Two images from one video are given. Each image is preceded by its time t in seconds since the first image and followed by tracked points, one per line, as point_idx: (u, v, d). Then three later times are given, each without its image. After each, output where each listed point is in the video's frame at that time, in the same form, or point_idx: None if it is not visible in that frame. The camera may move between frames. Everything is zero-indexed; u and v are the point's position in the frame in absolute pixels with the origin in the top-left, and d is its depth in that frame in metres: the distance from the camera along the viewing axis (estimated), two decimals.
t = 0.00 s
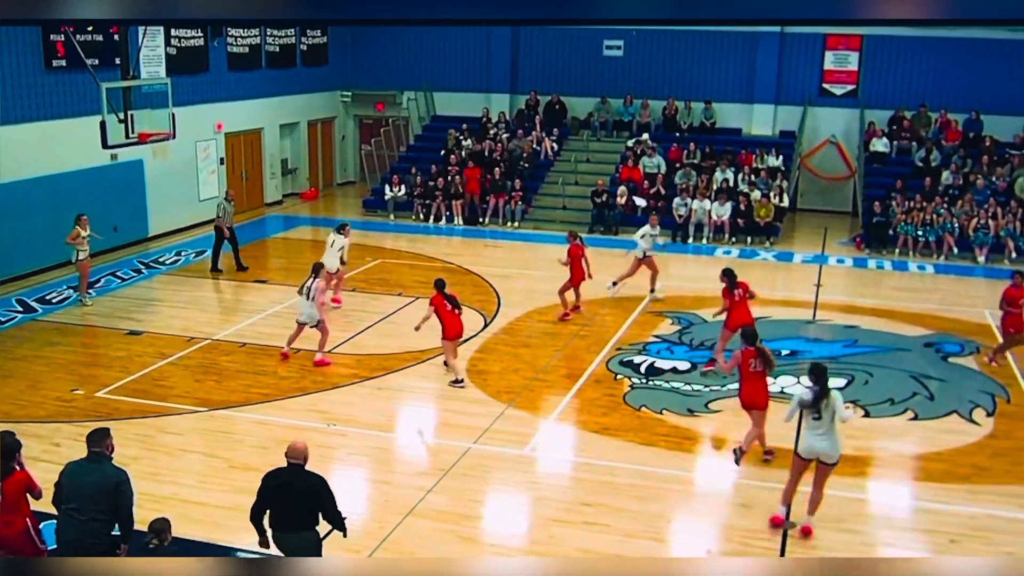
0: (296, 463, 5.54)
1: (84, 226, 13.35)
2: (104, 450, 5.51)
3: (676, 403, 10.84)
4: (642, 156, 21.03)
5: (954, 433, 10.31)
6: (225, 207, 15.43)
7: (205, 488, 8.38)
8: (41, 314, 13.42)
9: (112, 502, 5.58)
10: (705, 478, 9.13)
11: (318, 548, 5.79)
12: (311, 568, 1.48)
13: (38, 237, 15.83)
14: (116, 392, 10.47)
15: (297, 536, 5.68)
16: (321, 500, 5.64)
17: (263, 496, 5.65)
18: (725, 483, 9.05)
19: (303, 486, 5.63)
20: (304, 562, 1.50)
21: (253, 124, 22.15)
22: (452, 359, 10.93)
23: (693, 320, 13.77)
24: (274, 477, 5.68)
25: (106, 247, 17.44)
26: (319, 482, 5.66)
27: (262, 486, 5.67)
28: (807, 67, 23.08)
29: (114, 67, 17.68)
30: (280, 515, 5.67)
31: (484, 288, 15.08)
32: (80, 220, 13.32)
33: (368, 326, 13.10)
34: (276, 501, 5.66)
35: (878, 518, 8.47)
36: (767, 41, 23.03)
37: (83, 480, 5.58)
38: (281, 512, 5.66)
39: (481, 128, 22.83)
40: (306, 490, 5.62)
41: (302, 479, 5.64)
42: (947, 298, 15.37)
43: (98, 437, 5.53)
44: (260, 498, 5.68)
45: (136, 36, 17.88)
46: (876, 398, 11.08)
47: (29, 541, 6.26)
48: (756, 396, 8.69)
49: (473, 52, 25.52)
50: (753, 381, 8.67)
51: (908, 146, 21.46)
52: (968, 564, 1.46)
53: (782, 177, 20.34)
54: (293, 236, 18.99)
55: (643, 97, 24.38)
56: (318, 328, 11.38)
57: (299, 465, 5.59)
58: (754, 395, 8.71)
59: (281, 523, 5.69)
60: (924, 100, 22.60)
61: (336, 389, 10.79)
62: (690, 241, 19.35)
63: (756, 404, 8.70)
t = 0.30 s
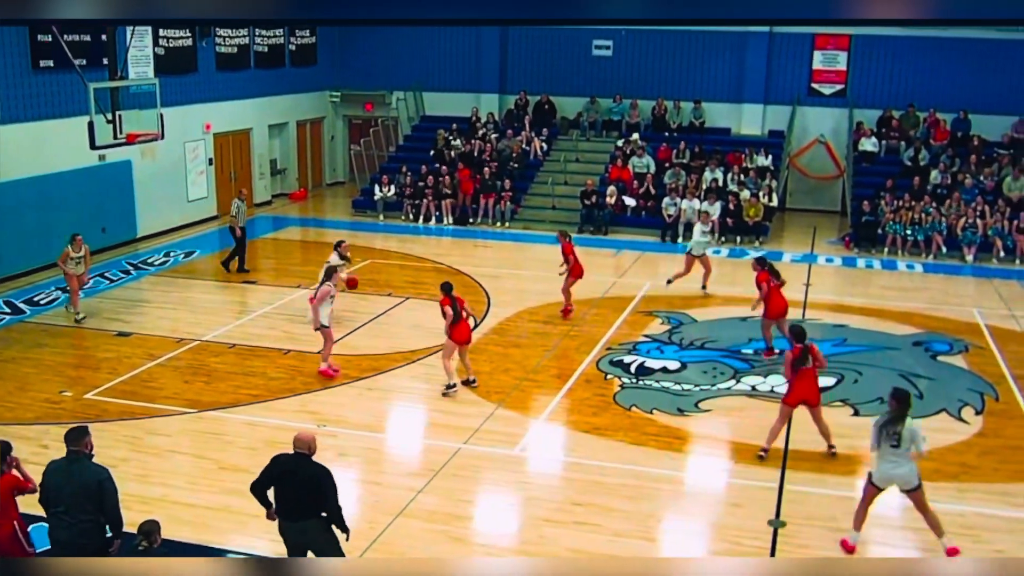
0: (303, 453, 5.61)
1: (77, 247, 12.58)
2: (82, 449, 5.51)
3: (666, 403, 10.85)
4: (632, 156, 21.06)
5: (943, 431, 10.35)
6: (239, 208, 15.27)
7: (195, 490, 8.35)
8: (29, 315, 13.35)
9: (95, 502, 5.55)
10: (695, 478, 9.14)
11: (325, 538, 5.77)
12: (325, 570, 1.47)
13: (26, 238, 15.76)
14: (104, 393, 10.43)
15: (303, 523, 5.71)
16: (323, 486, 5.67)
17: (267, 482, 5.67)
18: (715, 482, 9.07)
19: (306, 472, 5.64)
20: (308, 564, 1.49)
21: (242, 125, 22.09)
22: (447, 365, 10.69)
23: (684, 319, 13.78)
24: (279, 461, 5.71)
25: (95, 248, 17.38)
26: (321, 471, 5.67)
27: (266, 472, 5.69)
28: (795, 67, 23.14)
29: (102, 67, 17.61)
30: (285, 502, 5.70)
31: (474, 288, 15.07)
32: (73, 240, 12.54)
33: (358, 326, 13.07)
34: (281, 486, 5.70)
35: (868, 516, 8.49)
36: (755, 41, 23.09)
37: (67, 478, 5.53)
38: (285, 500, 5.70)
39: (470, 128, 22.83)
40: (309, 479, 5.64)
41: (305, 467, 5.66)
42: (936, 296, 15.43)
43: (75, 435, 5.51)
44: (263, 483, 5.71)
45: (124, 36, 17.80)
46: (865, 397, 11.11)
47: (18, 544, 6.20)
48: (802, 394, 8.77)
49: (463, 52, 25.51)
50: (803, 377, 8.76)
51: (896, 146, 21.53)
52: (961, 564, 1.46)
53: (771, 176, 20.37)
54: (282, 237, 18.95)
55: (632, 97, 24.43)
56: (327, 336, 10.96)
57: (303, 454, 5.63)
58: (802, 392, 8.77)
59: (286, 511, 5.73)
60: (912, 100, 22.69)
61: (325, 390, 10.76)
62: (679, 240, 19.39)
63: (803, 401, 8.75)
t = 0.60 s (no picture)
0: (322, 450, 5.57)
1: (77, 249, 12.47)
2: (68, 451, 5.50)
3: (656, 402, 10.83)
4: (622, 154, 21.06)
5: (933, 429, 10.35)
6: (250, 211, 15.15)
7: (183, 491, 8.29)
8: (15, 316, 13.25)
9: (80, 504, 5.48)
10: (686, 477, 9.11)
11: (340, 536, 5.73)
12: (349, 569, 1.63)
13: (12, 238, 15.66)
14: (92, 394, 10.35)
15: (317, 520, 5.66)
16: (340, 487, 5.59)
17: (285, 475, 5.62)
18: (706, 481, 9.05)
19: (324, 470, 5.58)
20: (338, 562, 1.64)
21: (230, 124, 21.99)
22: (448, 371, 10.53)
23: (674, 318, 13.76)
24: (297, 456, 5.65)
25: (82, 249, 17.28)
26: (339, 471, 5.59)
27: (282, 464, 5.64)
28: (784, 66, 23.15)
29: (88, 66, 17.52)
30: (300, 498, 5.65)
31: (464, 287, 15.02)
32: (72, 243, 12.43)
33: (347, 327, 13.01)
34: (296, 482, 5.65)
35: (860, 515, 8.48)
36: (745, 40, 23.10)
37: (56, 483, 5.47)
38: (302, 496, 5.65)
39: (459, 126, 22.78)
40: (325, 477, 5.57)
41: (324, 466, 5.60)
42: (926, 294, 15.45)
43: (61, 438, 5.51)
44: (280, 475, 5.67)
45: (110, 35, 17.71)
46: (856, 395, 11.11)
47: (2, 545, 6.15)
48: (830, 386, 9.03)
49: (452, 51, 25.46)
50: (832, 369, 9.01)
51: (886, 144, 21.60)
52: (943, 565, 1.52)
53: (761, 174, 20.35)
54: (271, 237, 18.87)
55: (621, 96, 24.42)
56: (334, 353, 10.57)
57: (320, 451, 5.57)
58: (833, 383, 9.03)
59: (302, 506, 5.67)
60: (902, 98, 22.73)
61: (315, 391, 10.71)
62: (669, 239, 19.38)
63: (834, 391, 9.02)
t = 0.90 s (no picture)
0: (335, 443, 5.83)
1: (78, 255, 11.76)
2: (47, 454, 5.36)
3: (641, 400, 10.78)
4: (606, 151, 21.03)
5: (919, 426, 10.36)
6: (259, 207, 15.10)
7: (165, 493, 8.19)
8: None
9: (62, 506, 5.40)
10: (672, 476, 9.07)
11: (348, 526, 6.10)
12: (347, 569, 1.51)
13: None
14: (72, 396, 10.24)
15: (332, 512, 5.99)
16: (355, 481, 5.92)
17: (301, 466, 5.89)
18: (692, 480, 9.01)
19: (342, 465, 5.89)
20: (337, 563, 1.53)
21: (211, 122, 21.83)
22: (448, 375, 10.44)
23: (659, 316, 13.73)
24: (313, 447, 5.91)
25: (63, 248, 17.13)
26: (356, 466, 5.93)
27: (298, 456, 5.89)
28: (768, 63, 23.16)
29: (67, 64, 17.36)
30: (317, 490, 5.95)
31: (449, 287, 14.94)
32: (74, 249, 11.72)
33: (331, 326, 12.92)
34: (310, 474, 5.92)
35: (846, 512, 8.45)
36: (729, 37, 23.09)
37: (35, 487, 5.37)
38: (315, 488, 5.94)
39: (443, 124, 22.68)
40: (341, 471, 5.88)
41: (338, 459, 5.90)
42: (911, 291, 15.46)
43: (40, 440, 5.36)
44: (295, 467, 5.93)
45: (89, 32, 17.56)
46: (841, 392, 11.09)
47: None
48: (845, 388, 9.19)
49: (436, 49, 25.36)
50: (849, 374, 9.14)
51: (870, 140, 21.59)
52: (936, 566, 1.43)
53: (746, 171, 20.32)
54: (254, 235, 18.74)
55: (605, 93, 24.38)
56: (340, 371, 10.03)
57: (335, 445, 5.87)
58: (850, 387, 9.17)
59: (313, 497, 5.98)
60: (886, 95, 22.77)
61: (298, 391, 10.62)
62: (654, 236, 19.34)
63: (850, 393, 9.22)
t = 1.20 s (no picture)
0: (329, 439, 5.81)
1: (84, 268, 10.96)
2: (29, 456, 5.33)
3: (623, 398, 10.78)
4: (587, 149, 21.04)
5: (899, 422, 10.40)
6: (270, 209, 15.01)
7: (144, 495, 8.11)
8: None
9: (45, 509, 5.32)
10: (654, 473, 9.07)
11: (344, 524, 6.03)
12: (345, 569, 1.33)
13: None
14: (50, 397, 10.14)
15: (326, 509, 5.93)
16: (348, 477, 5.86)
17: (295, 460, 5.89)
18: (674, 476, 9.02)
19: (335, 461, 5.84)
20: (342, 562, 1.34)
21: (188, 120, 21.71)
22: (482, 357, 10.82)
23: (641, 313, 13.74)
24: (309, 443, 5.91)
25: (41, 248, 16.98)
26: (351, 465, 5.88)
27: (293, 450, 5.91)
28: (747, 60, 23.24)
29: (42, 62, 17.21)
30: (310, 485, 5.91)
31: (430, 285, 14.90)
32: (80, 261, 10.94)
33: (311, 325, 12.86)
34: (304, 469, 5.90)
35: (829, 508, 8.46)
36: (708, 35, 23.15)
37: (22, 490, 5.32)
38: (309, 483, 5.91)
39: (422, 122, 22.62)
40: (334, 467, 5.84)
41: (332, 455, 5.86)
42: (890, 287, 15.53)
43: (22, 442, 5.34)
44: (290, 461, 5.93)
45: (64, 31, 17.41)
46: (823, 388, 11.13)
47: None
48: (859, 375, 9.38)
49: (416, 46, 25.31)
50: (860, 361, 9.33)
51: (850, 137, 21.62)
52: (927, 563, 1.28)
53: (726, 168, 20.38)
54: (233, 234, 18.64)
55: (585, 90, 24.42)
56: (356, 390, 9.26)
57: (329, 441, 5.85)
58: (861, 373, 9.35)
59: (308, 492, 5.96)
60: (866, 93, 22.90)
61: (278, 391, 10.56)
62: (635, 233, 19.37)
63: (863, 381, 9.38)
